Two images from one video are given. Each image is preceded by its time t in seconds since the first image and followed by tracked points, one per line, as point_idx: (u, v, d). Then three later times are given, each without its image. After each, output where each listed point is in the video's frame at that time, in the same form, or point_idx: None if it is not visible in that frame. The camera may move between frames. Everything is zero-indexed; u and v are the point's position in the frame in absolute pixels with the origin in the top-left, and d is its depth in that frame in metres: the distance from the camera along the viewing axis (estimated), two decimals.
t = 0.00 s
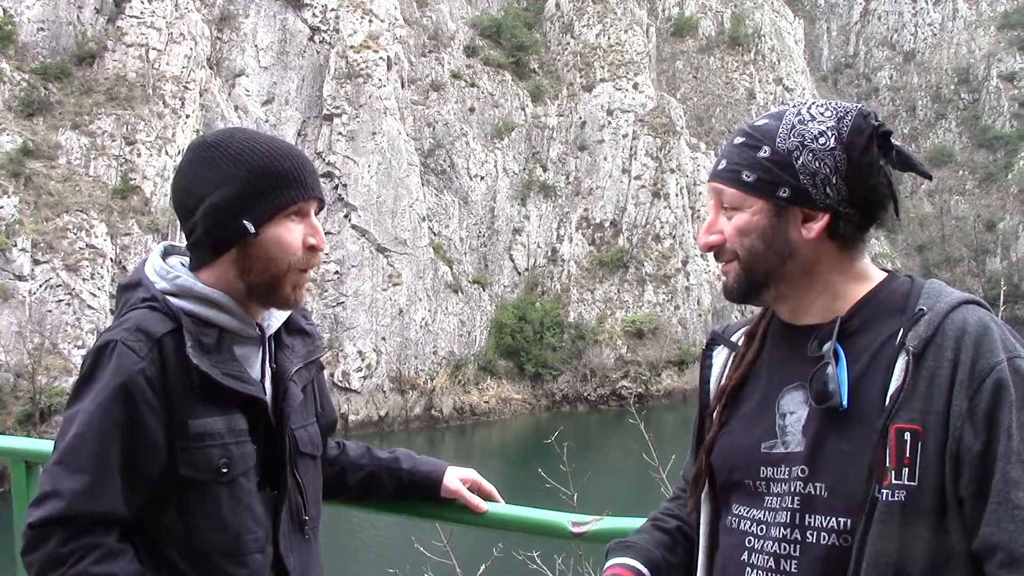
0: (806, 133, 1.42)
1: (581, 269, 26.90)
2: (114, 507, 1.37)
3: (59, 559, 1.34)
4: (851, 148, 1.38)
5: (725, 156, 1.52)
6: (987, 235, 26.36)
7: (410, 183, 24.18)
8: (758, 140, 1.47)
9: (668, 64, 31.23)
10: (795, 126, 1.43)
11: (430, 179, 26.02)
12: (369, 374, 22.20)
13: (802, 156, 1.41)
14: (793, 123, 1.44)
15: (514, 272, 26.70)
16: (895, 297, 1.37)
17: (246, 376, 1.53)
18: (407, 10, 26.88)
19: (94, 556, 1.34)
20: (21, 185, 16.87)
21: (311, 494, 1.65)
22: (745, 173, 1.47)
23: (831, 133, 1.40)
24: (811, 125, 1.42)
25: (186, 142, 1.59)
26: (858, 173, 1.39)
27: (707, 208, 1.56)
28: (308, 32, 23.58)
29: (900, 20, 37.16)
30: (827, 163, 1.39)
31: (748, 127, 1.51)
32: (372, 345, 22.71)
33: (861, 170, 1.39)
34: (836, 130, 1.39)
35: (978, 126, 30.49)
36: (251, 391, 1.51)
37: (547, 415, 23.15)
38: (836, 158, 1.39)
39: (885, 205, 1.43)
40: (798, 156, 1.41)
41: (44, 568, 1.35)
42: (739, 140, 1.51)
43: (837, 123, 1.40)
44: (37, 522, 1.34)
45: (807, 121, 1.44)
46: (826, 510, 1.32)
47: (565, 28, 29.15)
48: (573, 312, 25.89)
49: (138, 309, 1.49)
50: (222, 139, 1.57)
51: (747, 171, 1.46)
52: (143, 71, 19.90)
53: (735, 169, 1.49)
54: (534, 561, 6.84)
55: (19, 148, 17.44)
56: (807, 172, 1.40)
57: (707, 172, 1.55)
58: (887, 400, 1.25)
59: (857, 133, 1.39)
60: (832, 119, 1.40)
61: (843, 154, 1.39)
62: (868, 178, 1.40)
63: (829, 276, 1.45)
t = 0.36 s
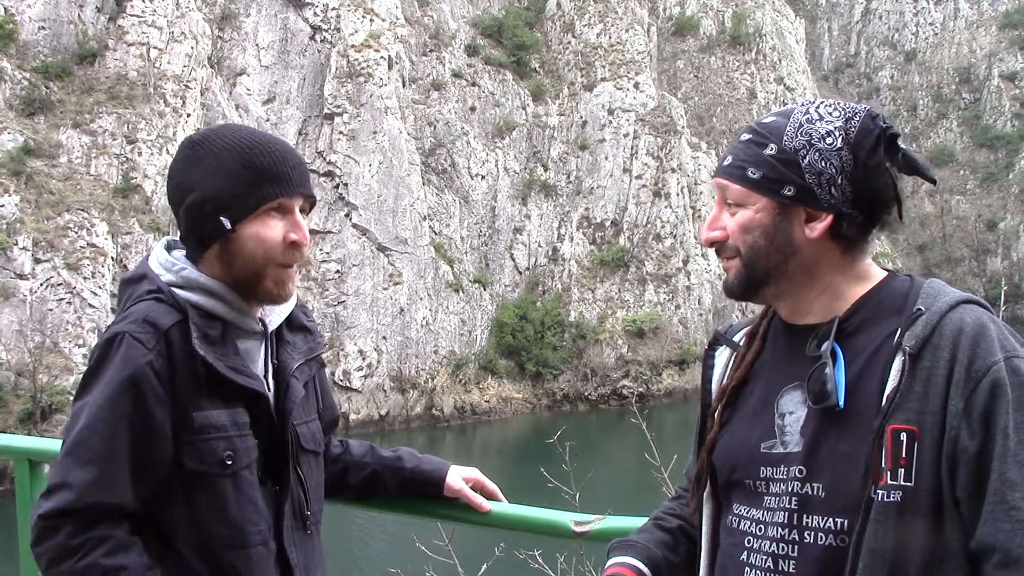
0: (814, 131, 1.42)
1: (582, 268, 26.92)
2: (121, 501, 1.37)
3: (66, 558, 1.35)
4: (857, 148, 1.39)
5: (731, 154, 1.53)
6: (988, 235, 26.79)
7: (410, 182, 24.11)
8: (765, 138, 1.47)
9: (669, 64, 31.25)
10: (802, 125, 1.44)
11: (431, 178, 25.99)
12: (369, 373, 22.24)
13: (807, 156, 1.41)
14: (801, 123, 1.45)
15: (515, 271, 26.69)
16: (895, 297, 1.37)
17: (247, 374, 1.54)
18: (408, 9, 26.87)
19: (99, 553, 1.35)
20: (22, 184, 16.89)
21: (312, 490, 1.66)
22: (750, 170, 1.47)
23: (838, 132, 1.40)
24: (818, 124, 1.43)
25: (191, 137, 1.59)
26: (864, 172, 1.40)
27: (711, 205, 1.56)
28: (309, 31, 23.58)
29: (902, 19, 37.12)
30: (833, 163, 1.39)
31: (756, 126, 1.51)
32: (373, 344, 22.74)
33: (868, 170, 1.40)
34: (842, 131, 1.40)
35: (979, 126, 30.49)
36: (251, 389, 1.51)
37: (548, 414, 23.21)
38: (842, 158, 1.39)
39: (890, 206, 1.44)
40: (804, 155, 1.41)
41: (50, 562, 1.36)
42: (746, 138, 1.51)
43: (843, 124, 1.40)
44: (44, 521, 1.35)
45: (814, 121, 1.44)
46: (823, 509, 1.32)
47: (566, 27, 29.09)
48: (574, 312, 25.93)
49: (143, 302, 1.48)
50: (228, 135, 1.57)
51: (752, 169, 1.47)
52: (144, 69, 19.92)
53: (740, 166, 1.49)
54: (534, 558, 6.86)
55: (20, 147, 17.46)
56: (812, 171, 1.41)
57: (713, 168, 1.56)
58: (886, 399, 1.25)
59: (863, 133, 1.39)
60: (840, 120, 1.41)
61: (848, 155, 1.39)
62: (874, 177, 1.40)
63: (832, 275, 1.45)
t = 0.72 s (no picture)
0: (812, 132, 1.42)
1: (582, 269, 26.92)
2: (114, 499, 1.37)
3: (64, 552, 1.35)
4: (854, 150, 1.39)
5: (730, 154, 1.52)
6: (988, 236, 26.46)
7: (410, 182, 24.12)
8: (763, 139, 1.47)
9: (669, 64, 31.25)
10: (801, 126, 1.44)
11: (431, 179, 26.01)
12: (369, 374, 22.25)
13: (806, 157, 1.41)
14: (798, 123, 1.44)
15: (515, 272, 26.67)
16: (892, 299, 1.37)
17: (242, 371, 1.53)
18: (408, 10, 26.88)
19: (96, 549, 1.35)
20: (22, 184, 16.88)
21: (307, 491, 1.65)
22: (749, 171, 1.47)
23: (836, 134, 1.40)
24: (817, 124, 1.42)
25: (186, 137, 1.58)
26: (861, 174, 1.40)
27: (710, 206, 1.56)
28: (309, 32, 23.50)
29: (902, 20, 37.18)
30: (831, 163, 1.39)
31: (753, 126, 1.51)
32: (373, 344, 22.75)
33: (865, 172, 1.39)
34: (839, 132, 1.40)
35: (979, 128, 30.53)
36: (246, 386, 1.51)
37: (547, 415, 23.18)
38: (839, 159, 1.39)
39: (888, 207, 1.44)
40: (803, 156, 1.41)
41: (44, 561, 1.35)
42: (744, 139, 1.51)
43: (841, 125, 1.40)
44: (41, 516, 1.34)
45: (812, 122, 1.44)
46: (823, 510, 1.32)
47: (566, 28, 29.11)
48: (574, 313, 25.93)
49: (139, 302, 1.48)
50: (224, 135, 1.56)
51: (750, 169, 1.46)
52: (145, 70, 19.93)
53: (738, 167, 1.49)
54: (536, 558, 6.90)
55: (20, 147, 17.47)
56: (811, 171, 1.40)
57: (711, 170, 1.55)
58: (884, 400, 1.25)
59: (861, 133, 1.39)
60: (838, 121, 1.41)
61: (845, 156, 1.39)
62: (872, 178, 1.40)
63: (831, 275, 1.44)
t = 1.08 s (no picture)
0: (815, 132, 1.42)
1: (582, 270, 26.94)
2: (109, 502, 1.37)
3: (57, 555, 1.35)
4: (859, 149, 1.39)
5: (734, 157, 1.52)
6: (989, 237, 26.78)
7: (410, 183, 24.14)
8: (769, 139, 1.47)
9: (670, 66, 31.19)
10: (806, 127, 1.44)
11: (432, 180, 26.02)
12: (369, 375, 22.25)
13: (812, 158, 1.41)
14: (802, 125, 1.45)
15: (515, 273, 26.66)
16: (898, 302, 1.37)
17: (237, 375, 1.53)
18: (408, 11, 26.90)
19: (90, 551, 1.35)
20: (23, 185, 16.90)
21: (305, 492, 1.65)
22: (754, 173, 1.47)
23: (841, 135, 1.40)
24: (821, 126, 1.43)
25: (188, 137, 1.58)
26: (867, 173, 1.40)
27: (714, 209, 1.56)
28: (310, 33, 23.49)
29: (902, 22, 37.22)
30: (836, 164, 1.40)
31: (757, 128, 1.51)
32: (373, 345, 22.75)
33: (870, 172, 1.40)
34: (845, 133, 1.40)
35: (979, 129, 30.57)
36: (241, 390, 1.51)
37: (547, 416, 23.14)
38: (845, 159, 1.39)
39: (895, 206, 1.44)
40: (809, 157, 1.41)
41: (39, 562, 1.35)
42: (749, 141, 1.51)
43: (846, 126, 1.41)
44: (35, 519, 1.35)
45: (818, 123, 1.44)
46: (823, 511, 1.32)
47: (567, 30, 29.15)
48: (574, 314, 25.93)
49: (131, 307, 1.48)
50: (228, 136, 1.57)
51: (755, 171, 1.46)
52: (145, 71, 19.95)
53: (742, 170, 1.49)
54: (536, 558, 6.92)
55: (21, 148, 17.48)
56: (816, 171, 1.41)
57: (716, 172, 1.55)
58: (885, 403, 1.25)
59: (866, 135, 1.40)
60: (843, 122, 1.42)
61: (850, 156, 1.39)
62: (877, 179, 1.41)
63: (834, 276, 1.45)
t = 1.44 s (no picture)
0: (814, 129, 1.43)
1: (582, 271, 26.95)
2: (111, 505, 1.37)
3: (62, 558, 1.34)
4: (859, 146, 1.40)
5: (733, 158, 1.52)
6: (988, 237, 26.57)
7: (410, 184, 24.14)
8: (770, 138, 1.47)
9: (670, 66, 31.09)
10: (804, 125, 1.44)
11: (432, 181, 26.02)
12: (369, 376, 22.25)
13: (812, 155, 1.41)
14: (801, 123, 1.45)
15: (515, 274, 26.66)
16: (901, 302, 1.37)
17: (238, 375, 1.53)
18: (409, 12, 26.90)
19: (93, 553, 1.34)
20: (23, 186, 16.91)
21: (309, 493, 1.64)
22: (755, 173, 1.46)
23: (840, 131, 1.41)
24: (820, 123, 1.43)
25: (185, 138, 1.57)
26: (867, 170, 1.41)
27: (715, 212, 1.55)
28: (310, 34, 23.48)
29: (902, 23, 37.27)
30: (837, 159, 1.40)
31: (755, 130, 1.51)
32: (373, 346, 22.75)
33: (870, 166, 1.41)
34: (844, 128, 1.41)
35: (979, 130, 30.56)
36: (243, 389, 1.51)
37: (547, 417, 23.08)
38: (845, 154, 1.40)
39: (891, 202, 1.46)
40: (809, 154, 1.41)
41: (43, 565, 1.35)
42: (748, 142, 1.50)
43: (845, 122, 1.41)
44: (38, 522, 1.35)
45: (816, 122, 1.44)
46: (826, 512, 1.32)
47: (567, 31, 29.16)
48: (574, 314, 25.94)
49: (132, 309, 1.48)
50: (226, 136, 1.57)
51: (756, 171, 1.46)
52: (145, 72, 19.97)
53: (743, 169, 1.49)
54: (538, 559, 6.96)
55: (21, 149, 17.46)
56: (816, 167, 1.41)
57: (715, 175, 1.55)
58: (889, 405, 1.25)
59: (866, 131, 1.40)
60: (841, 118, 1.42)
61: (851, 152, 1.40)
62: (876, 176, 1.42)
63: (838, 274, 1.44)
